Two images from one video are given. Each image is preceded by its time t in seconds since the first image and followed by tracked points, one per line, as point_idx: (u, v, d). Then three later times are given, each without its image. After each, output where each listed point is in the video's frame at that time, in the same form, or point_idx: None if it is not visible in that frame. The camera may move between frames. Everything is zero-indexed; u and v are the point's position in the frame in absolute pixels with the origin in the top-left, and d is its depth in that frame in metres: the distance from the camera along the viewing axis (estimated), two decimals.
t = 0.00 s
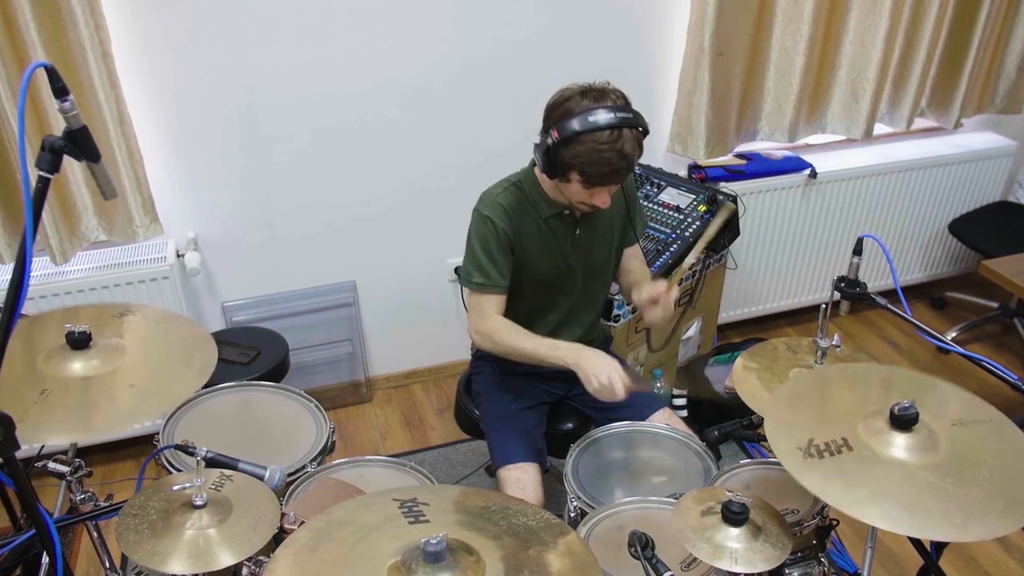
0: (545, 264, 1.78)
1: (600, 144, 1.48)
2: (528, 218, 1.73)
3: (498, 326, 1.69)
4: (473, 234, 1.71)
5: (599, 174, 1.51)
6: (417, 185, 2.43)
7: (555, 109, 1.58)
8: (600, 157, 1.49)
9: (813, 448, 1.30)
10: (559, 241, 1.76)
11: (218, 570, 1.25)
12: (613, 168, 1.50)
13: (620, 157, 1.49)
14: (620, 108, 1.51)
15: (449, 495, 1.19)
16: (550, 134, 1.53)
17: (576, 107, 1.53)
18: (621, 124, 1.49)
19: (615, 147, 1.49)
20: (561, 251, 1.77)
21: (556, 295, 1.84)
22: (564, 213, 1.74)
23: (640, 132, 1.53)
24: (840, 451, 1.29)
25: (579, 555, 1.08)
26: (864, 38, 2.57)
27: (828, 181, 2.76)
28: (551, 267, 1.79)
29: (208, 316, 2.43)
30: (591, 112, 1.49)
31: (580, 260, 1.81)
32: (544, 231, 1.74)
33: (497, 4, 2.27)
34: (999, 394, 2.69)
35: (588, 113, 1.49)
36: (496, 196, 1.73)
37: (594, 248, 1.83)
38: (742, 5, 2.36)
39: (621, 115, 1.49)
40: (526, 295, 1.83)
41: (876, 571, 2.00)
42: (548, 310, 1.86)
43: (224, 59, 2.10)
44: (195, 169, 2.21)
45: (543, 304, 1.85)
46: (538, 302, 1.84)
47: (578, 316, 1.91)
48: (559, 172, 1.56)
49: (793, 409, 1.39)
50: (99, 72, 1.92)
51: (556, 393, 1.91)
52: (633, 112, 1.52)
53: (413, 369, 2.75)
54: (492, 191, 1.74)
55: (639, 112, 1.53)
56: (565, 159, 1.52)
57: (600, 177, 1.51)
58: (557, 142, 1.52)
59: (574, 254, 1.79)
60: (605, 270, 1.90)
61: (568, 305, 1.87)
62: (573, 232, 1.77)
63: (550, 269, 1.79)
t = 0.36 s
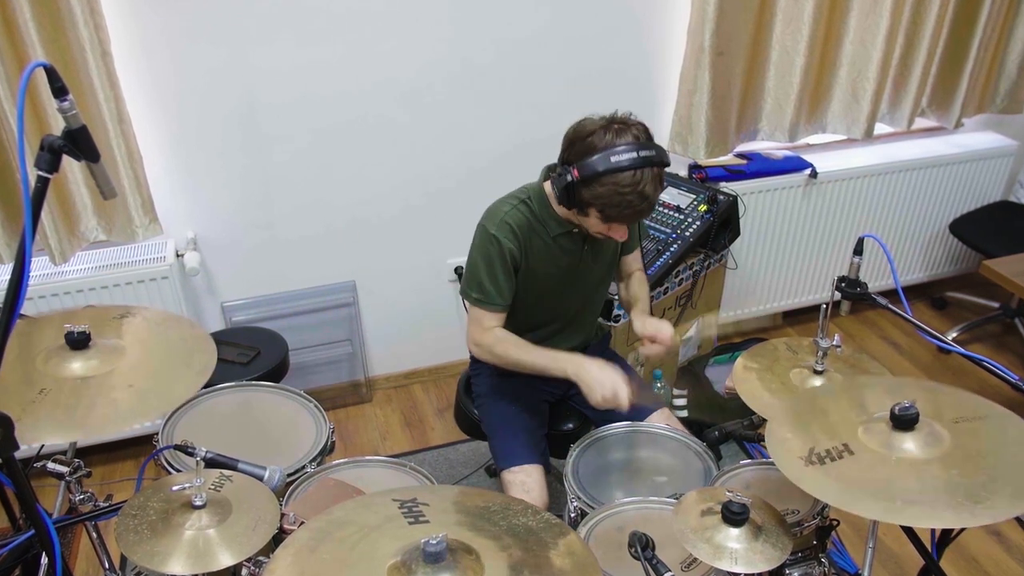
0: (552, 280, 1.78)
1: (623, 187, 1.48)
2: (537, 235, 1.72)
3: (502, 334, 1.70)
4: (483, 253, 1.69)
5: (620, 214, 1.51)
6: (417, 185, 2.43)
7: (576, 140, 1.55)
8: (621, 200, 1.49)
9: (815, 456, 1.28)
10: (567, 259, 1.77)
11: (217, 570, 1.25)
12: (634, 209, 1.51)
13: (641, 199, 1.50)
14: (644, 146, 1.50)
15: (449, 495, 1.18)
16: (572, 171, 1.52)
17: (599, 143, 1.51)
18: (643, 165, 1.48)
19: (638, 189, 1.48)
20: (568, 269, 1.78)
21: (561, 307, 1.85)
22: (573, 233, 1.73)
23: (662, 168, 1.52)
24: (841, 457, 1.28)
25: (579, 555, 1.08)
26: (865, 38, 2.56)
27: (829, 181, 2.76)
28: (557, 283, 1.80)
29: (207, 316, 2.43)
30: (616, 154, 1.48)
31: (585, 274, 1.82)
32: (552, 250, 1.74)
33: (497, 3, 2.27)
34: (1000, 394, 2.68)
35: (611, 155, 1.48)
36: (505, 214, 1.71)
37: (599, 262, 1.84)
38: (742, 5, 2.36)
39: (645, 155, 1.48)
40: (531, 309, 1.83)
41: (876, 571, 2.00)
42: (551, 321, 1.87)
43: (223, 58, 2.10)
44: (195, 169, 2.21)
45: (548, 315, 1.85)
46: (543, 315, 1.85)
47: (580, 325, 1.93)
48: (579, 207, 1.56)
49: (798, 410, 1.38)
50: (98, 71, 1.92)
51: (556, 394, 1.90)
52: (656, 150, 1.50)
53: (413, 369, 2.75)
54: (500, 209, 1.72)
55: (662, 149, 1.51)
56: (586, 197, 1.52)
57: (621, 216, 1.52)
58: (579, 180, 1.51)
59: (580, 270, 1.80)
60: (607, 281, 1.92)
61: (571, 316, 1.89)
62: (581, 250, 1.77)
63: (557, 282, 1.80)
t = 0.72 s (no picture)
0: (547, 280, 1.78)
1: (605, 202, 1.45)
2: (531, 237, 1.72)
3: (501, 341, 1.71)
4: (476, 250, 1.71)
5: (601, 230, 1.49)
6: (417, 185, 2.43)
7: (569, 152, 1.55)
8: (602, 216, 1.47)
9: (814, 451, 1.29)
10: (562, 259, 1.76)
11: (217, 571, 1.25)
12: (615, 227, 1.48)
13: (624, 218, 1.47)
14: (630, 164, 1.47)
15: (448, 495, 1.18)
16: (558, 181, 1.51)
17: (589, 156, 1.51)
18: (630, 184, 1.45)
19: (617, 206, 1.46)
20: (564, 270, 1.77)
21: (558, 308, 1.84)
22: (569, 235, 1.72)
23: (650, 190, 1.48)
24: (842, 453, 1.28)
25: (579, 556, 1.08)
26: (866, 37, 2.56)
27: (829, 181, 2.75)
28: (552, 284, 1.79)
29: (207, 316, 2.42)
30: (600, 168, 1.46)
31: (582, 278, 1.81)
32: (547, 250, 1.73)
33: (497, 3, 2.26)
34: (1000, 394, 2.68)
35: (593, 168, 1.46)
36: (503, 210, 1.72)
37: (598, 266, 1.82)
38: (743, 4, 2.36)
39: (628, 173, 1.46)
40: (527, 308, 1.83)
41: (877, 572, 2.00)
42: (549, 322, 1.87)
43: (223, 58, 2.10)
44: (194, 169, 2.21)
45: (544, 316, 1.85)
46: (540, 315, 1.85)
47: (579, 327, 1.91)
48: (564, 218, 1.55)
49: (798, 410, 1.38)
50: (97, 71, 1.91)
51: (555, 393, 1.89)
52: (644, 170, 1.47)
53: (413, 369, 2.75)
54: (498, 205, 1.73)
55: (650, 169, 1.47)
56: (570, 209, 1.51)
57: (602, 233, 1.50)
58: (565, 190, 1.50)
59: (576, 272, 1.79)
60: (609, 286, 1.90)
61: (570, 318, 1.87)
62: (577, 252, 1.76)
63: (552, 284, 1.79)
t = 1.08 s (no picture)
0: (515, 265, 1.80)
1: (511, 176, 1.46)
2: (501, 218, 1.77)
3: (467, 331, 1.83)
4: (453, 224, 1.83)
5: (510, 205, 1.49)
6: (417, 184, 2.42)
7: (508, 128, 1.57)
8: (509, 190, 1.46)
9: (816, 455, 1.28)
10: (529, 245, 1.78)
11: (216, 571, 1.24)
12: (522, 204, 1.47)
13: (529, 195, 1.45)
14: (551, 143, 1.46)
15: (448, 495, 1.18)
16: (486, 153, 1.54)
17: (517, 132, 1.52)
18: (536, 161, 1.44)
19: (527, 180, 1.44)
20: (530, 256, 1.79)
21: (530, 300, 1.84)
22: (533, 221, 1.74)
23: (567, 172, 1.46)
24: (843, 455, 1.27)
25: (579, 556, 1.07)
26: (866, 37, 2.56)
27: (830, 181, 2.75)
28: (522, 270, 1.80)
29: (206, 316, 2.42)
30: (520, 141, 1.47)
31: (552, 269, 1.80)
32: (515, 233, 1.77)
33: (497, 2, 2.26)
34: (1001, 394, 2.68)
35: (511, 142, 1.47)
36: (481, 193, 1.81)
37: (570, 262, 1.79)
38: (743, 4, 2.35)
39: (546, 152, 1.45)
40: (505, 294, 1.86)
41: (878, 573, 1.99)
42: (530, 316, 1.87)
43: (223, 58, 2.09)
44: (194, 169, 2.20)
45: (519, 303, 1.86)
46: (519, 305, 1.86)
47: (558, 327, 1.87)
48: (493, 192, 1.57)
49: (798, 411, 1.38)
50: (97, 70, 1.91)
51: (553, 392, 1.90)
52: (564, 152, 1.46)
53: (412, 370, 2.74)
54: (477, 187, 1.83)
55: (571, 153, 1.46)
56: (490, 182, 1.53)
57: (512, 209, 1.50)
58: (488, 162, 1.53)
59: (543, 261, 1.79)
60: (588, 288, 1.84)
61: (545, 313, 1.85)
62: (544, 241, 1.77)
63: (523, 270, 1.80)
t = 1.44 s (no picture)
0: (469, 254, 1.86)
1: (426, 140, 1.54)
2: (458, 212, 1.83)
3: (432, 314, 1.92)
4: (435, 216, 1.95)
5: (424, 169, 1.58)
6: (416, 184, 2.42)
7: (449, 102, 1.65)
8: (423, 153, 1.55)
9: (816, 455, 1.28)
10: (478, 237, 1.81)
11: (214, 572, 1.24)
12: (432, 168, 1.55)
13: (438, 160, 1.53)
14: (468, 116, 1.53)
15: (448, 496, 1.17)
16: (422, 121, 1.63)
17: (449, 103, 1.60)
18: (450, 129, 1.52)
19: (436, 146, 1.53)
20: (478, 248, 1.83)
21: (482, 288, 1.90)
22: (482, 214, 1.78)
23: (474, 145, 1.52)
24: (844, 456, 1.27)
25: (578, 557, 1.07)
26: (867, 36, 2.55)
27: (830, 181, 2.75)
28: (474, 260, 1.85)
29: (205, 315, 2.42)
30: (440, 110, 1.55)
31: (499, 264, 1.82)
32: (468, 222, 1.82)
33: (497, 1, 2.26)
34: (1002, 394, 2.67)
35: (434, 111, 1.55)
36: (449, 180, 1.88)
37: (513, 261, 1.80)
38: (744, 4, 2.35)
39: (458, 121, 1.52)
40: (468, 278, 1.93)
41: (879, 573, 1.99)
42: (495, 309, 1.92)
43: (222, 57, 2.09)
44: (194, 169, 2.20)
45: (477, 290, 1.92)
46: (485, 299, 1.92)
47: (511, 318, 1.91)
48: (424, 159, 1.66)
49: (798, 411, 1.37)
50: (96, 69, 1.91)
51: (546, 390, 1.91)
52: (475, 125, 1.52)
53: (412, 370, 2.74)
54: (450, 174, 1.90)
55: (480, 127, 1.52)
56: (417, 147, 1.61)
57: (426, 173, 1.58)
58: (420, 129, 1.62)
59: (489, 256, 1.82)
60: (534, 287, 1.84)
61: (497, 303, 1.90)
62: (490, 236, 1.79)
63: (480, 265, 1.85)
